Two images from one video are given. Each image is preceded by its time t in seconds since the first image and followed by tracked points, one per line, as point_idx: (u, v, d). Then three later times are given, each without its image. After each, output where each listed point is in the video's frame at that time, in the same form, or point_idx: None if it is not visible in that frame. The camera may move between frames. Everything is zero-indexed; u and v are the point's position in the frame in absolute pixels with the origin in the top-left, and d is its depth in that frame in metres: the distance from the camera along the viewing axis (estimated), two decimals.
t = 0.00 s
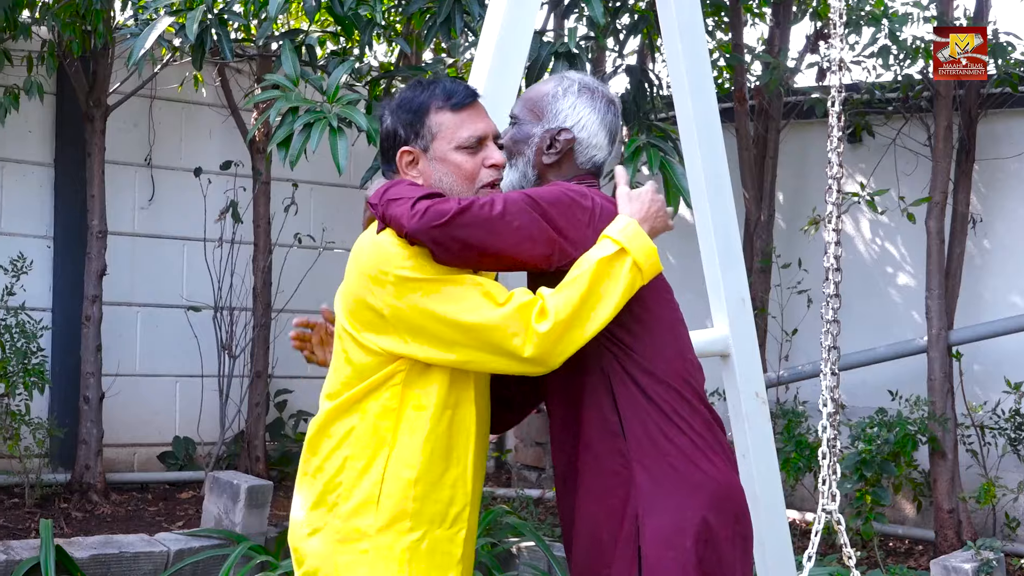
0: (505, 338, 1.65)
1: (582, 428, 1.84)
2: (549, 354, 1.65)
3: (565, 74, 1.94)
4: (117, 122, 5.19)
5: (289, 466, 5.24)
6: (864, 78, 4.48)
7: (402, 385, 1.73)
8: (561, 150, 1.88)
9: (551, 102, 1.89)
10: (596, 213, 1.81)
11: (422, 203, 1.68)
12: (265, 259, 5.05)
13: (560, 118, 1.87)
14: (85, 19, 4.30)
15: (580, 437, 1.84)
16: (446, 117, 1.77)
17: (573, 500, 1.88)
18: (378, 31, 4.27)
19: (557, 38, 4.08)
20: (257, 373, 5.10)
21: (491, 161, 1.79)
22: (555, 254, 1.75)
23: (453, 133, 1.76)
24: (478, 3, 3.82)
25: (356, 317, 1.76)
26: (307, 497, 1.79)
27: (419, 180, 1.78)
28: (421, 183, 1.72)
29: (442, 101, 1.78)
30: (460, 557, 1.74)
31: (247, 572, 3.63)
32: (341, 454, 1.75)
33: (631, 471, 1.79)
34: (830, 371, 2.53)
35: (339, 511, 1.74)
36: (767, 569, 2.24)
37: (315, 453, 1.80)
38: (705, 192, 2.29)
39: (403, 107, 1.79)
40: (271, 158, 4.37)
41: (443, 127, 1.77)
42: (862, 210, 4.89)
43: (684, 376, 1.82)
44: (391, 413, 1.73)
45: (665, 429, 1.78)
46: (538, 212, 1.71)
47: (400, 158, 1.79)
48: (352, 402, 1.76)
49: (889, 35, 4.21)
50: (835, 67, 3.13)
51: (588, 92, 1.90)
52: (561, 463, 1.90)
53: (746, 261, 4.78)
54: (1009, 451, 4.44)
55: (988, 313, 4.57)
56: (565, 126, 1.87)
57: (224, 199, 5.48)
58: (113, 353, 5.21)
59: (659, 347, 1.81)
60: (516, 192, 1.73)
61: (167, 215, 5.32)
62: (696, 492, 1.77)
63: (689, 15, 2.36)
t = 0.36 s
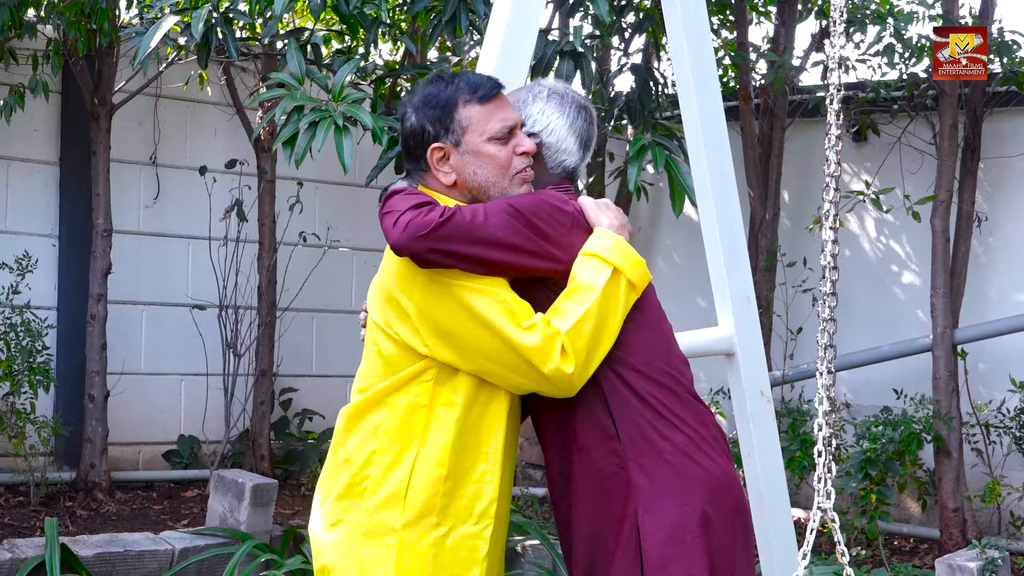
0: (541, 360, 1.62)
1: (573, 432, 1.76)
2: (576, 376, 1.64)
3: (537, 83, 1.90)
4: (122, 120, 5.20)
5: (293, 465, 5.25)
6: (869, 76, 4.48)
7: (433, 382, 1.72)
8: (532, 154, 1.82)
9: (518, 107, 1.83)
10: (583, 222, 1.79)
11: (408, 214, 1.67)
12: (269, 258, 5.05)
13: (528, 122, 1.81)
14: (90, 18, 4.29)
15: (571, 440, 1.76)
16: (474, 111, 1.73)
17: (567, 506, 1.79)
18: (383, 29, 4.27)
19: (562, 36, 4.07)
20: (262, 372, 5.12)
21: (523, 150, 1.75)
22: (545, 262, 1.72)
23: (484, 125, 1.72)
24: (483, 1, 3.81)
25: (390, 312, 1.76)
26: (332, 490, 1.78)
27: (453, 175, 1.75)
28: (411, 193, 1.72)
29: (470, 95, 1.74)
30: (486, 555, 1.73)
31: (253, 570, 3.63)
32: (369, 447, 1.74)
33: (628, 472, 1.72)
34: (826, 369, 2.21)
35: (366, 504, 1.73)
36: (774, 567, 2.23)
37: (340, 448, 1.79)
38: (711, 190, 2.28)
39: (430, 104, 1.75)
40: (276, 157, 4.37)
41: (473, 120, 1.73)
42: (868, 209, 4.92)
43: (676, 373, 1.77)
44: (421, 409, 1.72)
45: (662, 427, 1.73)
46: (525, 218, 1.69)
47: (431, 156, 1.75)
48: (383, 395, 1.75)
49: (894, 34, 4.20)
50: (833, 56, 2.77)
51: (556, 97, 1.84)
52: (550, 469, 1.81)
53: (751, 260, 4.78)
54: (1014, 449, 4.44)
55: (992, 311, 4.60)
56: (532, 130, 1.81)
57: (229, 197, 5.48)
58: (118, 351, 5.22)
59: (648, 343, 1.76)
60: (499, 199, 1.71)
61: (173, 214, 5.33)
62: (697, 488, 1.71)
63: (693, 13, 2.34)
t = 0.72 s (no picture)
0: (544, 364, 1.62)
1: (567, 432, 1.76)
2: (578, 382, 1.64)
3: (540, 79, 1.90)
4: (122, 118, 5.21)
5: (293, 464, 5.25)
6: (869, 75, 4.48)
7: (436, 380, 1.72)
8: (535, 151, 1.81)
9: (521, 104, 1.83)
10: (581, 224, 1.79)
11: (414, 215, 1.66)
12: (269, 257, 5.05)
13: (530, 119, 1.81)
14: (90, 16, 4.28)
15: (567, 441, 1.76)
16: (493, 107, 1.72)
17: (558, 506, 1.78)
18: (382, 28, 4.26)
19: (562, 35, 4.08)
20: (262, 371, 5.12)
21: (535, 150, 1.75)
22: (548, 262, 1.72)
23: (501, 123, 1.71)
24: None
25: (393, 308, 1.76)
26: (334, 486, 1.78)
27: (466, 170, 1.74)
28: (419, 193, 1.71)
29: (488, 92, 1.73)
30: (486, 553, 1.73)
31: (252, 569, 3.63)
32: (371, 444, 1.74)
33: (622, 473, 1.72)
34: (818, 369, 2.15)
35: (367, 501, 1.73)
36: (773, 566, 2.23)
37: (342, 445, 1.79)
38: (712, 190, 2.28)
39: (448, 98, 1.74)
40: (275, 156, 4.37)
41: (490, 117, 1.72)
42: (867, 207, 4.93)
43: (670, 373, 1.78)
44: (423, 406, 1.72)
45: (658, 428, 1.73)
46: (529, 220, 1.69)
47: (446, 149, 1.74)
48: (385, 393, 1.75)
49: (894, 32, 4.20)
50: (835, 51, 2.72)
51: (558, 95, 1.84)
52: (540, 469, 1.81)
53: (750, 259, 4.78)
54: (1013, 448, 4.44)
55: (991, 310, 4.61)
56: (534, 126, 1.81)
57: (229, 195, 5.48)
58: (117, 350, 5.22)
59: (642, 344, 1.77)
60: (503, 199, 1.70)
61: (172, 213, 5.33)
62: (692, 488, 1.71)
63: (693, 13, 2.34)
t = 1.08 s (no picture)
0: (543, 368, 1.62)
1: (569, 432, 1.76)
2: (576, 385, 1.65)
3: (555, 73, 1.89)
4: (122, 119, 5.21)
5: (293, 464, 5.25)
6: (869, 75, 4.48)
7: (434, 383, 1.72)
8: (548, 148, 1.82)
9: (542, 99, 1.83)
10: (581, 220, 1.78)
11: (411, 228, 1.65)
12: (270, 257, 5.06)
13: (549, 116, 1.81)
14: (91, 16, 4.28)
15: (569, 439, 1.76)
16: (487, 108, 1.71)
17: (559, 504, 1.78)
18: (383, 28, 4.26)
19: (562, 35, 4.08)
20: (262, 371, 5.12)
21: (526, 152, 1.75)
22: (546, 265, 1.72)
23: (495, 124, 1.71)
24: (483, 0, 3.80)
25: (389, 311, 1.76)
26: (334, 491, 1.77)
27: (459, 169, 1.72)
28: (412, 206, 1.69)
29: (481, 91, 1.71)
30: (485, 554, 1.74)
31: (252, 570, 3.63)
32: (369, 449, 1.74)
33: (625, 472, 1.72)
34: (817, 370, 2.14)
35: (367, 506, 1.72)
36: (773, 565, 2.23)
37: (339, 450, 1.79)
38: (712, 190, 2.28)
39: (441, 96, 1.72)
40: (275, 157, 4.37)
41: (484, 118, 1.71)
42: (867, 208, 4.93)
43: (673, 374, 1.78)
44: (421, 410, 1.71)
45: (661, 427, 1.73)
46: (525, 222, 1.69)
47: (439, 148, 1.71)
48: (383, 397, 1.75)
49: (894, 33, 4.20)
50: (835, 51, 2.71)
51: (577, 93, 1.84)
52: (542, 468, 1.80)
53: (751, 259, 4.77)
54: (1013, 448, 4.44)
55: (992, 310, 4.61)
56: (552, 124, 1.81)
57: (229, 196, 5.48)
58: (118, 351, 5.22)
59: (647, 344, 1.76)
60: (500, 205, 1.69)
61: (173, 214, 5.33)
62: (696, 488, 1.72)
63: (694, 14, 2.34)
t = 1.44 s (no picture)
0: (561, 352, 1.65)
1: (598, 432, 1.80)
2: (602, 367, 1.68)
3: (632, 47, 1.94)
4: (124, 119, 5.21)
5: (295, 464, 5.26)
6: (871, 76, 4.49)
7: (439, 385, 1.73)
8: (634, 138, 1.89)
9: (640, 82, 1.90)
10: (622, 203, 1.74)
11: (462, 250, 1.62)
12: (271, 258, 5.06)
13: (646, 103, 1.89)
14: (94, 17, 4.27)
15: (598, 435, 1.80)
16: (455, 101, 1.78)
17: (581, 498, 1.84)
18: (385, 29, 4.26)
19: (565, 36, 4.08)
20: (264, 371, 5.12)
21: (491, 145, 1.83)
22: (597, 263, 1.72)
23: (463, 116, 1.77)
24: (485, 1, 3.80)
25: (385, 315, 1.74)
26: (337, 497, 1.76)
27: (430, 161, 1.77)
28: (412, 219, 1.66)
29: (449, 85, 1.78)
30: (483, 548, 1.79)
31: (255, 570, 3.63)
32: (375, 454, 1.73)
33: (650, 474, 1.75)
34: (830, 369, 2.16)
35: (376, 511, 1.72)
36: (774, 564, 2.24)
37: (339, 455, 1.77)
38: (714, 190, 2.28)
39: (411, 89, 1.77)
40: (277, 157, 4.38)
41: (452, 110, 1.77)
42: (869, 208, 4.93)
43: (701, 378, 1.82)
44: (429, 413, 1.72)
45: (687, 430, 1.77)
46: (559, 223, 1.68)
47: (412, 140, 1.76)
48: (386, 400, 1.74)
49: (896, 33, 4.20)
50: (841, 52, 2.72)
51: (666, 83, 1.93)
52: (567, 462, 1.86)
53: (753, 259, 4.77)
54: (1015, 449, 4.45)
55: (993, 310, 4.61)
56: (646, 112, 1.89)
57: (231, 196, 5.49)
58: (120, 351, 5.22)
59: (684, 348, 1.81)
60: (550, 214, 1.68)
61: (175, 214, 5.33)
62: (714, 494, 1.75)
63: (695, 12, 2.34)
